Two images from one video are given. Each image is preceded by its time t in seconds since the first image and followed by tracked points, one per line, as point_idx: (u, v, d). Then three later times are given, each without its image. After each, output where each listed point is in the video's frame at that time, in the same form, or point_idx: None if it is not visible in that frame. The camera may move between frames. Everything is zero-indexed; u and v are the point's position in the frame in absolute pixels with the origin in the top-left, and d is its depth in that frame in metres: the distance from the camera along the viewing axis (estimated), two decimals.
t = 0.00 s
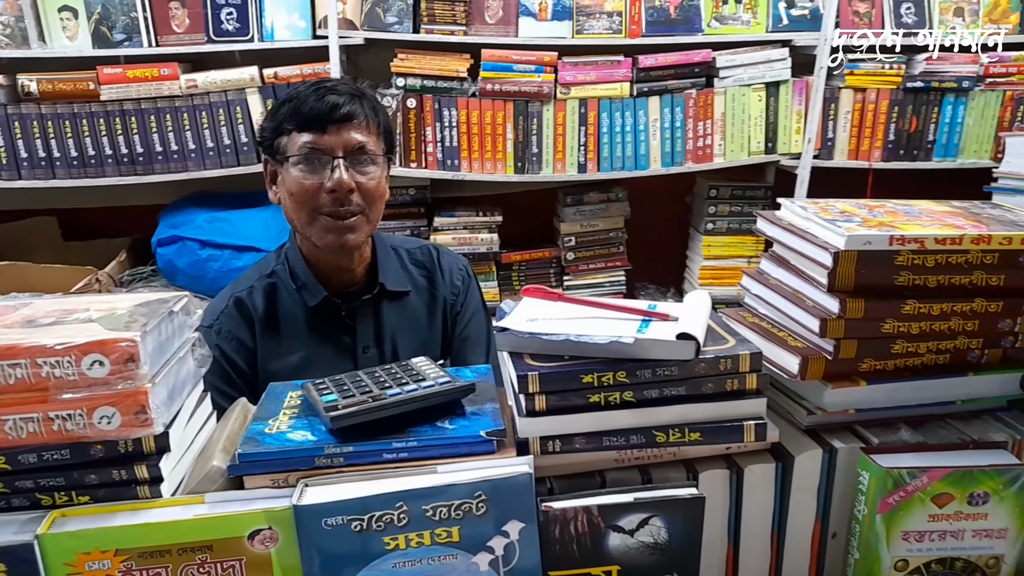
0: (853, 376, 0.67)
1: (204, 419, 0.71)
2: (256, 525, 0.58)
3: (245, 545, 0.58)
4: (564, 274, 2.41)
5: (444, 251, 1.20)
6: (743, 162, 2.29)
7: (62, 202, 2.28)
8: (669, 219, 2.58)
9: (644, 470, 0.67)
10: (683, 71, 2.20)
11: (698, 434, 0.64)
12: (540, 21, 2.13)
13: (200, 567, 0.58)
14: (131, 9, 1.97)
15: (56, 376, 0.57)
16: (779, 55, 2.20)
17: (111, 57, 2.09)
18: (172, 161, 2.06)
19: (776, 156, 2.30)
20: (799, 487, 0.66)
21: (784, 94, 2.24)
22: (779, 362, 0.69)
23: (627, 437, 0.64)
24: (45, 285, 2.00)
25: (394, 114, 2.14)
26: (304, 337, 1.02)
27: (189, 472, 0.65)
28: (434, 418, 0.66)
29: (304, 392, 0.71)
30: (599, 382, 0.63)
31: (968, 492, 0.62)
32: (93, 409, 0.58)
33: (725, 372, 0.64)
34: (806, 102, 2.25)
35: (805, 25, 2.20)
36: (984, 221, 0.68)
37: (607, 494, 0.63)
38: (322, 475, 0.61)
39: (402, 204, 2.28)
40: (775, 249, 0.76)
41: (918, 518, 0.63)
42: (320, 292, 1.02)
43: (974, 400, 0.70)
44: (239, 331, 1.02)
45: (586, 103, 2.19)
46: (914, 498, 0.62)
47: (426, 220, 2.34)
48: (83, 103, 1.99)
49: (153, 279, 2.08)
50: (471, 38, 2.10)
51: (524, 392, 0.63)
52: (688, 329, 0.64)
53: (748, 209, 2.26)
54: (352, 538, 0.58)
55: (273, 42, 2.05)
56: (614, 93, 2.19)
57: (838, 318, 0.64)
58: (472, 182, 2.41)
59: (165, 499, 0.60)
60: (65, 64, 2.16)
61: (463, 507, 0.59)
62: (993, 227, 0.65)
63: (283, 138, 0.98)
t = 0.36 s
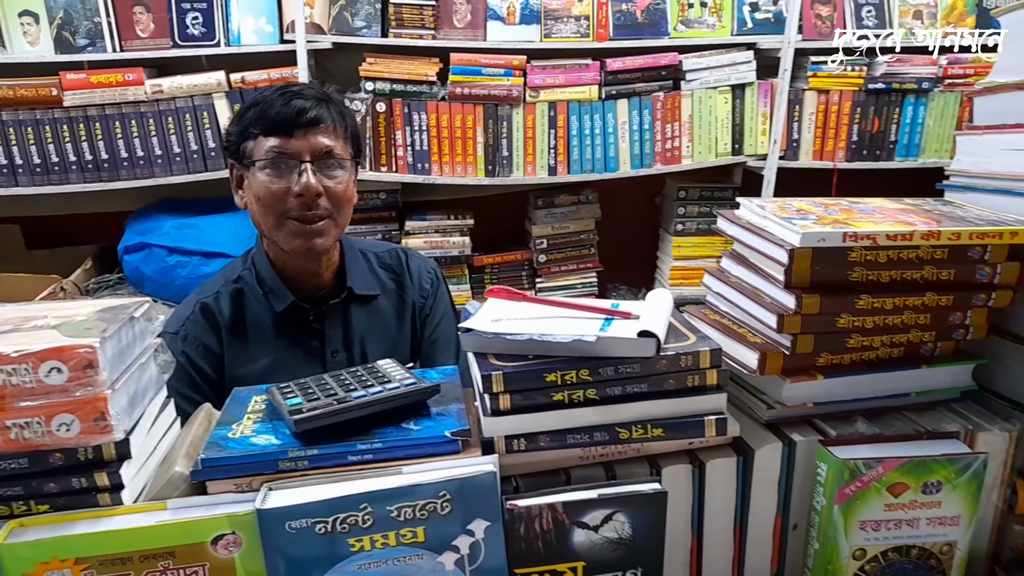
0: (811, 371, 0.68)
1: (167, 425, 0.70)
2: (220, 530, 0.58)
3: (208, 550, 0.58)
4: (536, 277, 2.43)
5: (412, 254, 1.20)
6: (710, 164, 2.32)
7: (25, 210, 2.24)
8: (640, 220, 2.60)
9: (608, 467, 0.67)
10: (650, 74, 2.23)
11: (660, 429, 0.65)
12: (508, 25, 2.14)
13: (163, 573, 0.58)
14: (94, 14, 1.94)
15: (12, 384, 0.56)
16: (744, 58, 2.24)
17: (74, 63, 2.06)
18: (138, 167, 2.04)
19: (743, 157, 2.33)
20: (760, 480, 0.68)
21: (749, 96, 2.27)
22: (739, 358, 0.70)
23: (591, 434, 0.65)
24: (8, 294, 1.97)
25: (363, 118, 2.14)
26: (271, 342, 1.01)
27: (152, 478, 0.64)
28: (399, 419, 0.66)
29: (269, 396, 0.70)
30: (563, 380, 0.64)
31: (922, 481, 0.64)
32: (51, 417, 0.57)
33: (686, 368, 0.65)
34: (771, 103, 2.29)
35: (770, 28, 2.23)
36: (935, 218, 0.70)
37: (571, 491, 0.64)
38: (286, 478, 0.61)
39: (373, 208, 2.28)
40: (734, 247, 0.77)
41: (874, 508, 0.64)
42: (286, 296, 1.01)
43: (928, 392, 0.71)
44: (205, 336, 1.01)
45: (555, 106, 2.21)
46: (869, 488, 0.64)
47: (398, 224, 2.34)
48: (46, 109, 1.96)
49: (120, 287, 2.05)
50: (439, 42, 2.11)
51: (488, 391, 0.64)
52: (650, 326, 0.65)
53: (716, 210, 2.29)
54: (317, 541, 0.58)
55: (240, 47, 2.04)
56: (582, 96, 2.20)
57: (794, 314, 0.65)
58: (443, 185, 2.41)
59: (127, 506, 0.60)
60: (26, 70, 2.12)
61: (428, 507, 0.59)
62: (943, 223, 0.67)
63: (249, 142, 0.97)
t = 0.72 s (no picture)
0: (749, 363, 0.69)
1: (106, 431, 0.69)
2: (157, 534, 0.57)
3: (146, 555, 0.57)
4: (500, 276, 2.43)
5: (366, 255, 1.19)
6: (670, 161, 2.34)
7: None
8: (603, 218, 2.62)
9: (552, 463, 0.68)
10: (610, 73, 2.24)
11: (602, 424, 0.66)
12: (467, 24, 2.14)
13: None
14: (43, 13, 1.91)
15: None
16: (701, 57, 2.27)
17: (23, 63, 2.02)
18: (91, 169, 2.00)
19: (702, 155, 2.36)
20: (701, 472, 0.69)
21: (707, 95, 2.30)
22: (681, 353, 0.71)
23: (534, 430, 0.65)
24: None
25: (322, 118, 2.12)
26: (221, 345, 1.00)
27: (89, 484, 0.63)
28: (342, 420, 0.66)
29: (210, 399, 0.70)
30: (505, 377, 0.64)
31: (856, 469, 0.66)
32: None
33: (627, 363, 0.66)
34: (729, 102, 2.32)
35: (726, 27, 2.26)
36: (869, 212, 0.72)
37: (514, 487, 0.64)
38: (226, 481, 0.60)
39: (334, 209, 2.27)
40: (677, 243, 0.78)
41: (811, 496, 0.66)
42: (236, 298, 1.00)
43: (864, 382, 0.73)
44: (153, 340, 0.99)
45: (515, 105, 2.21)
46: (806, 477, 0.65)
47: (360, 225, 2.33)
48: None
49: (75, 291, 2.01)
50: (398, 41, 2.10)
51: (431, 389, 0.64)
52: (591, 322, 0.66)
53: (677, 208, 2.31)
54: (256, 543, 0.57)
55: (195, 46, 2.01)
56: (543, 95, 2.21)
57: (732, 308, 0.66)
58: (405, 185, 2.40)
59: (61, 512, 0.58)
60: None
61: (369, 506, 0.59)
62: (875, 216, 0.69)
63: (194, 142, 0.96)
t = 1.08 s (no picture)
0: (704, 356, 0.71)
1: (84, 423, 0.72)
2: (125, 520, 0.59)
3: (115, 540, 0.59)
4: (500, 275, 2.45)
5: (351, 254, 1.22)
6: (666, 161, 2.36)
7: None
8: (602, 217, 2.64)
9: (513, 453, 0.70)
10: (604, 73, 2.26)
11: (559, 415, 0.68)
12: (461, 27, 2.17)
13: (71, 564, 0.59)
14: (45, 20, 1.95)
15: None
16: (695, 57, 2.28)
17: (27, 69, 2.06)
18: (94, 173, 2.04)
19: (697, 155, 2.37)
20: (658, 462, 0.71)
21: (702, 94, 2.32)
22: (639, 347, 0.73)
23: (493, 421, 0.67)
24: None
25: (319, 120, 2.15)
26: (206, 343, 1.03)
27: (64, 474, 0.65)
28: (307, 412, 0.68)
29: (184, 392, 0.72)
30: (464, 370, 0.66)
31: (808, 458, 0.67)
32: None
33: (584, 356, 0.68)
34: (724, 101, 2.33)
35: (719, 27, 2.28)
36: (824, 207, 0.73)
37: (473, 477, 0.66)
38: (193, 470, 0.62)
39: (333, 210, 2.31)
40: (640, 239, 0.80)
41: (764, 485, 0.67)
42: (220, 298, 1.02)
43: (821, 374, 0.75)
44: (140, 339, 1.02)
45: (511, 106, 2.23)
46: (759, 466, 0.67)
47: (360, 225, 2.37)
48: None
49: (80, 293, 2.05)
50: (393, 43, 2.13)
51: (391, 382, 0.66)
52: (547, 317, 0.68)
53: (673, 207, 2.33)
54: (219, 529, 0.60)
55: (194, 52, 2.05)
56: (538, 96, 2.23)
57: (685, 302, 0.68)
58: (403, 186, 2.43)
59: (35, 499, 0.61)
60: None
61: (328, 494, 0.61)
62: (828, 212, 0.70)
63: (176, 147, 0.99)
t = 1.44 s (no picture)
0: (677, 346, 0.73)
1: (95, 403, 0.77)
2: (124, 490, 0.63)
3: (115, 508, 0.64)
4: (525, 271, 2.49)
5: (361, 248, 1.26)
6: (690, 156, 2.36)
7: (30, 213, 2.33)
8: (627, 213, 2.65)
9: (491, 437, 0.73)
10: (626, 69, 2.27)
11: (533, 401, 0.71)
12: (485, 25, 2.20)
13: (76, 529, 0.64)
14: (87, 25, 2.04)
15: None
16: (718, 52, 2.28)
17: (71, 72, 2.17)
18: (133, 171, 2.13)
19: (721, 150, 2.37)
20: (631, 448, 0.73)
21: (725, 89, 2.31)
22: (615, 336, 0.76)
23: (470, 406, 0.71)
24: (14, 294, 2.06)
25: (347, 119, 2.21)
26: (221, 332, 1.08)
27: (74, 448, 0.71)
28: (296, 393, 0.72)
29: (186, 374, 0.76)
30: (442, 356, 0.70)
31: (775, 446, 0.69)
32: None
33: (558, 344, 0.70)
34: (748, 96, 2.32)
35: (743, 22, 2.27)
36: (799, 201, 0.75)
37: (450, 457, 0.70)
38: (188, 446, 0.67)
39: (361, 206, 2.37)
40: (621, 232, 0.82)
41: (731, 471, 0.69)
42: (234, 289, 1.08)
43: (796, 365, 0.76)
44: (159, 328, 1.08)
45: (534, 103, 2.26)
46: (725, 452, 0.69)
47: (387, 221, 2.43)
48: (45, 117, 2.06)
49: (121, 286, 2.14)
50: (418, 43, 2.18)
51: (373, 366, 0.70)
52: (522, 306, 0.71)
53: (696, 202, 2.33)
54: (210, 500, 0.64)
55: (226, 53, 2.12)
56: (560, 93, 2.26)
57: (655, 292, 0.70)
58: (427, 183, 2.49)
59: (45, 469, 0.66)
60: (28, 81, 2.23)
61: (310, 470, 0.65)
62: (799, 206, 0.72)
63: (192, 145, 1.04)
